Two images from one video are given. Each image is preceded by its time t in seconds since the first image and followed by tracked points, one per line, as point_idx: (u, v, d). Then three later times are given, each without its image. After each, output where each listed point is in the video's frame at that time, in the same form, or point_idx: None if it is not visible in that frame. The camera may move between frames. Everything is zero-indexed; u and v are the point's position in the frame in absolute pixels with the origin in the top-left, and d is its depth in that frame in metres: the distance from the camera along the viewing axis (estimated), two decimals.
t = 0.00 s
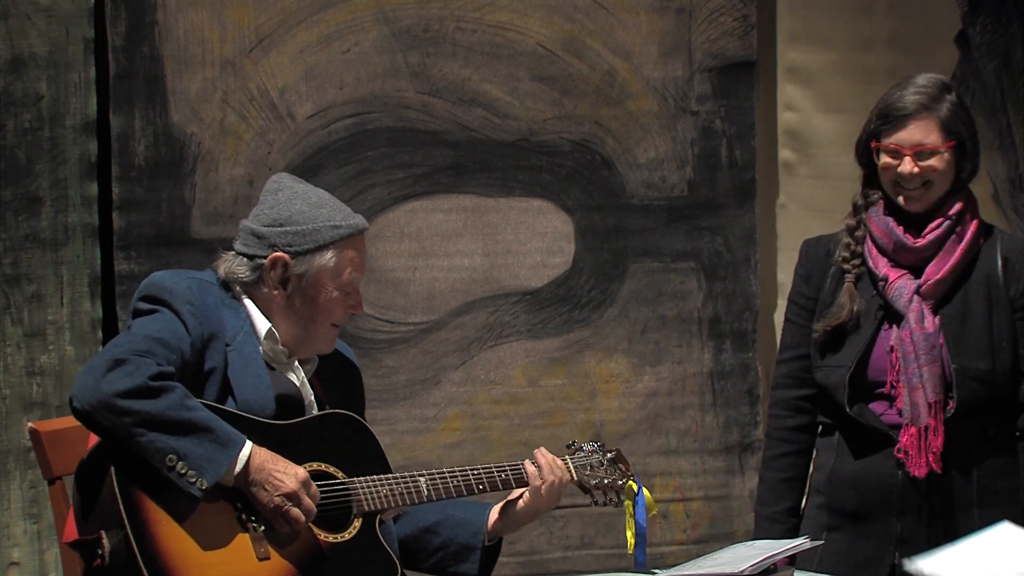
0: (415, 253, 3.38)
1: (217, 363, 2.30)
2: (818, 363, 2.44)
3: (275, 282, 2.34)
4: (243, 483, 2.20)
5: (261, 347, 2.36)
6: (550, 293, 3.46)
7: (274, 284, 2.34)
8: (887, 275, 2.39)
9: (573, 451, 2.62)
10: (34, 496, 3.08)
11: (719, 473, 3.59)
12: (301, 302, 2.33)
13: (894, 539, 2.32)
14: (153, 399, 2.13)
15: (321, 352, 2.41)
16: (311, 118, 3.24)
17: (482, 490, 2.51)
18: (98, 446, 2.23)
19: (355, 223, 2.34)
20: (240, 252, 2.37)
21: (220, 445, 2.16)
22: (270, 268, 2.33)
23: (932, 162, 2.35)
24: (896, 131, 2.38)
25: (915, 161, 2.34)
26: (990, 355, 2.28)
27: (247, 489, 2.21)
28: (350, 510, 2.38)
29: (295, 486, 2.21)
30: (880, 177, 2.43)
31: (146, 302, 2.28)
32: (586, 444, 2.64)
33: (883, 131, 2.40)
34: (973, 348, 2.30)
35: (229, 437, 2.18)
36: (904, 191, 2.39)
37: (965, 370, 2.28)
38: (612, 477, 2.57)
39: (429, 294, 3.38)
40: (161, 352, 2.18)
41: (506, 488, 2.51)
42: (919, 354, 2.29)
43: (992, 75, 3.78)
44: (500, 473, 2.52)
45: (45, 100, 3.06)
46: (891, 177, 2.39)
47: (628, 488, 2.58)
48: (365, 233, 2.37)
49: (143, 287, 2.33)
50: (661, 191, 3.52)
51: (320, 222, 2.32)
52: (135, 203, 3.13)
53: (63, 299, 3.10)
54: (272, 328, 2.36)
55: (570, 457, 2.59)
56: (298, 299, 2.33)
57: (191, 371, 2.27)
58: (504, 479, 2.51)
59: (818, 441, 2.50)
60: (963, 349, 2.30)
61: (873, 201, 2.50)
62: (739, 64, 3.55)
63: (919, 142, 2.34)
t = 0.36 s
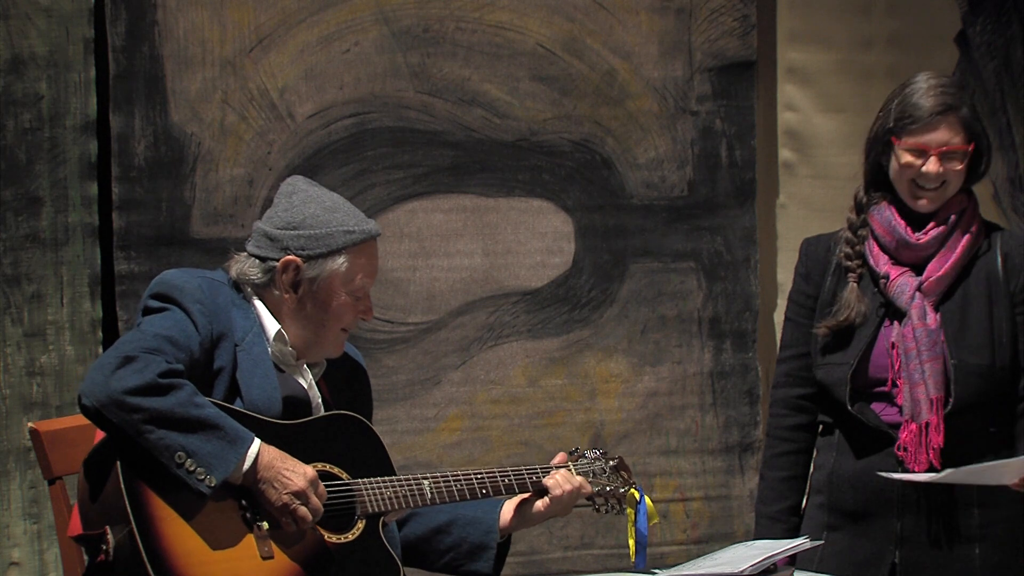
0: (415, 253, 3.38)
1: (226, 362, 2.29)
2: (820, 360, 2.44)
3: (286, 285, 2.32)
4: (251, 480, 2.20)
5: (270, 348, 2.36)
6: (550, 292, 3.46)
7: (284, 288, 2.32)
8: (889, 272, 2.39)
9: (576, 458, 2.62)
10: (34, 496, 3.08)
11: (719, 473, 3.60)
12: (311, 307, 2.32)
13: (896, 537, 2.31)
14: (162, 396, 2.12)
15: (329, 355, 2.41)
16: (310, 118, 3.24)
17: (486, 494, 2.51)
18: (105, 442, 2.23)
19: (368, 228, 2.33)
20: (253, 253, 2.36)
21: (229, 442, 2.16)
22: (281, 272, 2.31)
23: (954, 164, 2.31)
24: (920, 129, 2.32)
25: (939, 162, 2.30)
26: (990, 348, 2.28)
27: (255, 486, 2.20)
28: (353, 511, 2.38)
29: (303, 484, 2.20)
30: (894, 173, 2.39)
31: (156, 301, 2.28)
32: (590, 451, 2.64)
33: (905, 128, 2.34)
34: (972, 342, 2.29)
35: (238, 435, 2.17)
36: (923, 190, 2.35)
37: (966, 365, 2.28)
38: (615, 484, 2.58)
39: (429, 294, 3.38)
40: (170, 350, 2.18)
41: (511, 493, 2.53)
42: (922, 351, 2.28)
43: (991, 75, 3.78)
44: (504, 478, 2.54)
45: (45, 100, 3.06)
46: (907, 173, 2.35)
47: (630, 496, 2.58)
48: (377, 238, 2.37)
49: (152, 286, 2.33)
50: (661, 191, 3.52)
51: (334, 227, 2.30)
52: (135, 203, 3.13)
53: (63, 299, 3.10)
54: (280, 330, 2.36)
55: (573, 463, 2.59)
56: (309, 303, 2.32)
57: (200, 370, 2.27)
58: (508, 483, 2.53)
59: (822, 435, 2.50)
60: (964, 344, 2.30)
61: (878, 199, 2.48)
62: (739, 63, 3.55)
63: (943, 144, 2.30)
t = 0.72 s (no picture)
0: (415, 253, 3.37)
1: (232, 365, 2.29)
2: (819, 359, 2.45)
3: (295, 291, 2.33)
4: (254, 483, 2.20)
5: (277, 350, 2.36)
6: (550, 292, 3.46)
7: (293, 294, 2.33)
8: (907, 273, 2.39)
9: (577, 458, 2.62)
10: (34, 496, 3.08)
11: (719, 473, 3.60)
12: (321, 313, 2.34)
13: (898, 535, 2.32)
14: (166, 400, 2.11)
15: (336, 359, 2.43)
16: (311, 118, 3.24)
17: (487, 495, 2.51)
18: (106, 442, 2.22)
19: (378, 235, 2.34)
20: (262, 257, 2.37)
21: (232, 446, 2.15)
22: (290, 278, 2.32)
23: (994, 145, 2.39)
24: (965, 107, 2.39)
25: (985, 135, 2.36)
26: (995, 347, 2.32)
27: (258, 489, 2.20)
28: (355, 513, 2.38)
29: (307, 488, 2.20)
30: (929, 149, 2.40)
31: (163, 302, 2.28)
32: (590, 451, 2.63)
33: (947, 103, 2.41)
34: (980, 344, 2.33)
35: (242, 438, 2.17)
36: (960, 166, 2.38)
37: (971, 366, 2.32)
38: (615, 485, 2.57)
39: (429, 295, 3.38)
40: (176, 353, 2.18)
41: (512, 494, 2.53)
42: (946, 358, 2.30)
43: (992, 75, 3.78)
44: (505, 479, 2.54)
45: (45, 100, 3.06)
46: (950, 146, 2.37)
47: (631, 497, 2.57)
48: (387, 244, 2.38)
49: (159, 286, 2.32)
50: (661, 191, 3.52)
51: (344, 233, 2.31)
52: (135, 203, 3.13)
53: (63, 299, 3.10)
54: (286, 334, 2.36)
55: (574, 464, 2.59)
56: (320, 309, 2.34)
57: (205, 372, 2.27)
58: (509, 484, 2.53)
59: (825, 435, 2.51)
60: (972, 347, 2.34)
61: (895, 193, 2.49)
62: (739, 63, 3.55)
63: (987, 121, 2.39)
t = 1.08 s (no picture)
0: (415, 253, 3.37)
1: (229, 367, 2.29)
2: (836, 369, 2.42)
3: (291, 291, 2.32)
4: (254, 483, 2.20)
5: (274, 350, 2.35)
6: (550, 293, 3.46)
7: (290, 293, 2.32)
8: (944, 306, 2.37)
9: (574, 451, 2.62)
10: (34, 496, 3.08)
11: (719, 473, 3.60)
12: (318, 312, 2.33)
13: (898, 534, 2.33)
14: (162, 404, 2.11)
15: (336, 358, 2.42)
16: (311, 118, 3.24)
17: (485, 491, 2.51)
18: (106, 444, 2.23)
19: (371, 231, 2.32)
20: (256, 258, 2.36)
21: (231, 447, 2.15)
22: (285, 279, 2.31)
23: None
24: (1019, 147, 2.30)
25: None
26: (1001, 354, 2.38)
27: (259, 489, 2.20)
28: (353, 513, 2.38)
29: (308, 488, 2.20)
30: (981, 189, 2.31)
31: (161, 306, 2.27)
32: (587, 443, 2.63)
33: (1003, 143, 2.30)
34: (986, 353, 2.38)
35: (241, 439, 2.17)
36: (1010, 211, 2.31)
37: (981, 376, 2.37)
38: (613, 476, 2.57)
39: (429, 295, 3.38)
40: (173, 358, 2.17)
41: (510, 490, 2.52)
42: (977, 399, 2.35)
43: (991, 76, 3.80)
44: (504, 474, 2.52)
45: (45, 100, 3.06)
46: (1004, 192, 2.29)
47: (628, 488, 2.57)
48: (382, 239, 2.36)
49: (156, 290, 2.32)
50: (661, 191, 3.52)
51: (337, 231, 2.30)
52: (135, 203, 3.13)
53: (63, 299, 3.10)
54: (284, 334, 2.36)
55: (572, 456, 2.59)
56: (316, 308, 2.33)
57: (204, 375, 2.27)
58: (508, 480, 2.52)
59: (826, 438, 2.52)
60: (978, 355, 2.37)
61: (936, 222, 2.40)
62: (739, 64, 3.55)
63: None
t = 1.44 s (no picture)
0: (415, 253, 3.37)
1: (225, 370, 2.28)
2: (841, 366, 2.40)
3: (288, 294, 2.31)
4: (250, 486, 2.20)
5: (270, 352, 2.34)
6: (550, 293, 3.46)
7: (287, 297, 2.31)
8: (952, 307, 2.36)
9: (572, 443, 2.62)
10: (34, 496, 3.08)
11: (718, 473, 3.60)
12: (314, 314, 2.32)
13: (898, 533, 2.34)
14: (156, 410, 2.11)
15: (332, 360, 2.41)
16: (311, 118, 3.24)
17: (482, 487, 2.50)
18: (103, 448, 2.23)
19: (368, 234, 2.31)
20: (253, 260, 2.35)
21: (226, 451, 2.15)
22: (282, 282, 2.30)
23: None
24: None
25: None
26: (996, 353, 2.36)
27: (255, 492, 2.20)
28: (350, 513, 2.39)
29: (305, 489, 2.21)
30: (991, 195, 2.27)
31: (156, 309, 2.26)
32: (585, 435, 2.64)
33: (1016, 150, 2.25)
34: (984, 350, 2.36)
35: (236, 442, 2.17)
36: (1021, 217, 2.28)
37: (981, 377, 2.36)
38: (611, 468, 2.57)
39: (429, 295, 3.38)
40: (167, 362, 2.17)
41: (506, 485, 2.51)
42: (987, 401, 2.35)
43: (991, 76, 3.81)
44: (500, 470, 2.51)
45: (45, 100, 3.06)
46: (1014, 200, 2.25)
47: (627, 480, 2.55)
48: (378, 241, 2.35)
49: (151, 292, 2.31)
50: (661, 191, 3.52)
51: (333, 234, 2.29)
52: (135, 203, 3.13)
53: (63, 299, 3.10)
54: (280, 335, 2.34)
55: (569, 449, 2.59)
56: (314, 311, 2.32)
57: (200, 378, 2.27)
58: (504, 476, 2.50)
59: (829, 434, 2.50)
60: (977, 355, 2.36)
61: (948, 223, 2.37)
62: (739, 64, 3.55)
63: None
